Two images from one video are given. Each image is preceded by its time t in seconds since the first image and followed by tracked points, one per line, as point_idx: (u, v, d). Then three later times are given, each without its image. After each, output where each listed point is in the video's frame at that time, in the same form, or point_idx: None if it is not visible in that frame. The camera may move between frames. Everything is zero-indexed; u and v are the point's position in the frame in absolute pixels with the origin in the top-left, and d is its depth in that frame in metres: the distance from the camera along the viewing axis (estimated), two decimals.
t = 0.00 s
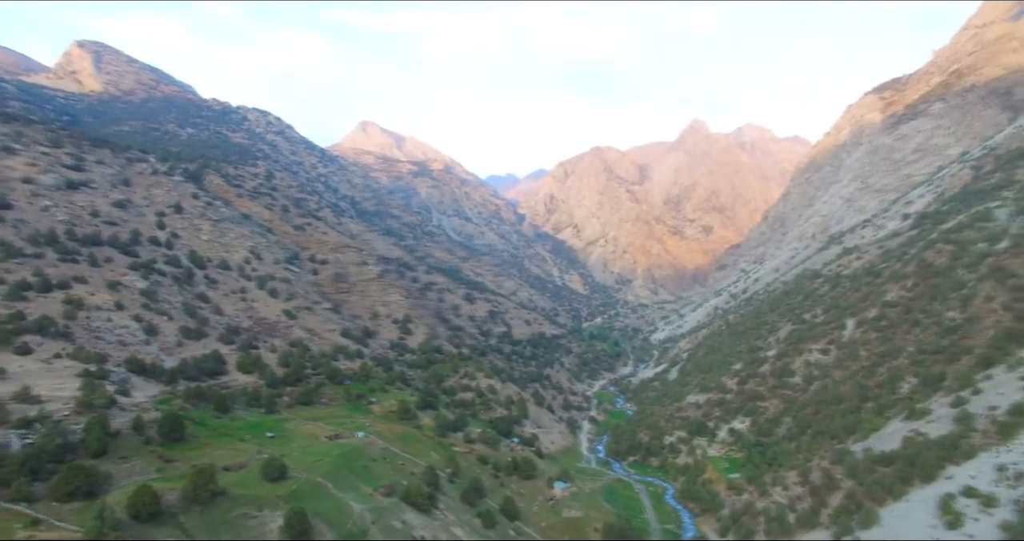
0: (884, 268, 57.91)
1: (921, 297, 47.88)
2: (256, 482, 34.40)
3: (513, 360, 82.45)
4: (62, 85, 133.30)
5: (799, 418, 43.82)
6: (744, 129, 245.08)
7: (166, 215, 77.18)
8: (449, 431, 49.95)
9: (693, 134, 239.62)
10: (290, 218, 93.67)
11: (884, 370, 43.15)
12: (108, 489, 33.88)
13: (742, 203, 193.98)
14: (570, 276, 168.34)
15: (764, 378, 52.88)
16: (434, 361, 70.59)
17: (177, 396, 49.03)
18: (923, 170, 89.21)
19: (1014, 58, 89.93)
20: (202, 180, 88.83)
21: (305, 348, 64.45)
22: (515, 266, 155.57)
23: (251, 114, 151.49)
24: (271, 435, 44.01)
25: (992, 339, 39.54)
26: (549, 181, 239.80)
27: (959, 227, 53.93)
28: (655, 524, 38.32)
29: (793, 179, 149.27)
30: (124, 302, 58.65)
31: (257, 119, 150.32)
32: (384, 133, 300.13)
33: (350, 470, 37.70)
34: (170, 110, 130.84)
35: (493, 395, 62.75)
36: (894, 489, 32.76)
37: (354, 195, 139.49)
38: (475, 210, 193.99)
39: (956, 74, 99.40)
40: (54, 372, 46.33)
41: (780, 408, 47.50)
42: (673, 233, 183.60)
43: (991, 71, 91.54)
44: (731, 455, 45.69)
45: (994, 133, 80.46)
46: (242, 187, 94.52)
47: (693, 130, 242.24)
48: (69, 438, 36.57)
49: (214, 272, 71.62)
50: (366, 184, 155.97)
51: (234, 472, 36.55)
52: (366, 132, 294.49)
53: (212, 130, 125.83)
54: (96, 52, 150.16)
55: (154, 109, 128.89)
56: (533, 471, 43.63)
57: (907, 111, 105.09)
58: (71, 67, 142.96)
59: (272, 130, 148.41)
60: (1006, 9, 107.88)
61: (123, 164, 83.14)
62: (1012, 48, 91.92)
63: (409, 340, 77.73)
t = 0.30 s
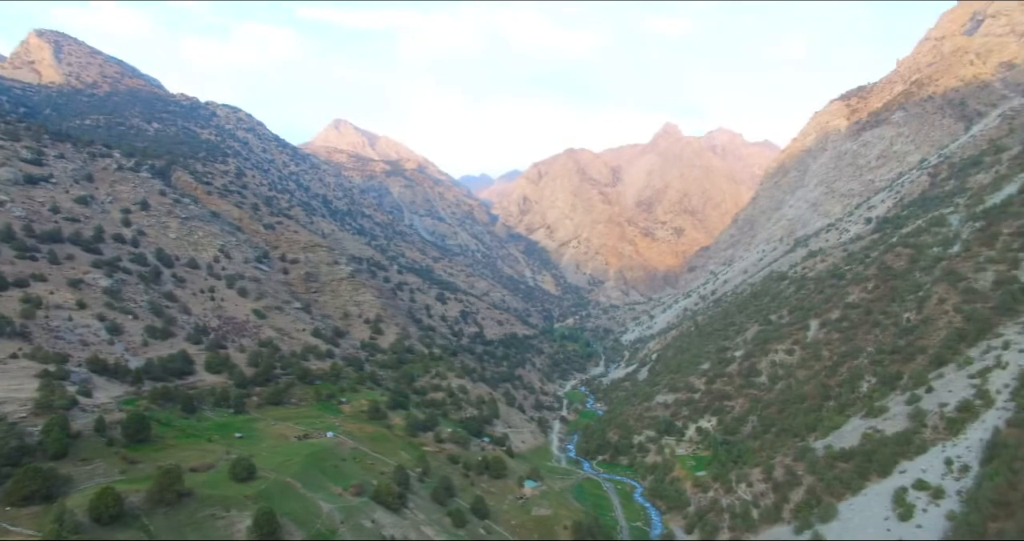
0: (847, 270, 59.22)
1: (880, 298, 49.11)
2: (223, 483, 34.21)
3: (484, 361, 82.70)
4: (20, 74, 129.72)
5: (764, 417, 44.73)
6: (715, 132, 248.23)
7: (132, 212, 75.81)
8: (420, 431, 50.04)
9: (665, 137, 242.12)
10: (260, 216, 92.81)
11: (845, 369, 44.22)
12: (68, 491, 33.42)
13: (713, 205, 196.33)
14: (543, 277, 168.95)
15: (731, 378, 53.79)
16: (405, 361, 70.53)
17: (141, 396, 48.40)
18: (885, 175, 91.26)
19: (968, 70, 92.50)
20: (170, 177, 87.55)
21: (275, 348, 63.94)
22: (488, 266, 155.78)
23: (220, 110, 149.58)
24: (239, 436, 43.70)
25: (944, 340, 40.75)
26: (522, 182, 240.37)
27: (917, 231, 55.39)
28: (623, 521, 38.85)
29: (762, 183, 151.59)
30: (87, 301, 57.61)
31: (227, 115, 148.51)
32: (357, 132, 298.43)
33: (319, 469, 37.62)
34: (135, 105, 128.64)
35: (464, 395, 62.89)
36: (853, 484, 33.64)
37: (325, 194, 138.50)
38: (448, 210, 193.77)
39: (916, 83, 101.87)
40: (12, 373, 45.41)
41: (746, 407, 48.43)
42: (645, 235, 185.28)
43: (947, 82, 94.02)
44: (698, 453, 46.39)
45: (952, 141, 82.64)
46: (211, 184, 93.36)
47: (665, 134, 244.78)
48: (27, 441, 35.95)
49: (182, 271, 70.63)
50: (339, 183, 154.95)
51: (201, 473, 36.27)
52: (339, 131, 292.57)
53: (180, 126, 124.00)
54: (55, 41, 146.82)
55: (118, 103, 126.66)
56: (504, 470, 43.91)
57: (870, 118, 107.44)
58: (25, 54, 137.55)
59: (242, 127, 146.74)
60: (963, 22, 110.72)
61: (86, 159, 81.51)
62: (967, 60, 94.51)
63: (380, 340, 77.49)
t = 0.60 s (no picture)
0: (809, 273, 60.53)
1: (840, 301, 50.34)
2: (187, 484, 33.85)
3: (454, 361, 82.80)
4: None
5: (728, 416, 45.55)
6: (684, 136, 251.17)
7: (92, 208, 74.06)
8: (388, 431, 49.99)
9: (636, 140, 244.32)
10: (226, 214, 91.69)
11: (806, 369, 45.29)
12: (23, 496, 32.71)
13: (682, 208, 198.59)
14: (513, 278, 169.33)
15: (697, 378, 54.61)
16: (374, 361, 70.28)
17: (100, 397, 47.49)
18: (847, 181, 93.33)
19: (923, 81, 95.10)
20: (132, 173, 85.89)
21: (241, 348, 63.26)
22: (458, 267, 155.72)
23: (186, 105, 147.22)
24: (203, 436, 43.20)
25: (897, 340, 41.90)
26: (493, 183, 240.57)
27: (874, 236, 56.89)
28: (591, 519, 39.23)
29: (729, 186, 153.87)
30: (44, 300, 56.26)
31: (193, 111, 146.26)
32: (327, 130, 296.18)
33: (286, 470, 37.40)
34: (95, 98, 125.93)
35: (433, 396, 62.99)
36: (811, 480, 34.45)
37: (294, 192, 137.20)
38: (419, 210, 193.15)
39: (875, 93, 104.43)
40: None
41: (711, 406, 49.26)
42: (615, 237, 186.72)
43: (903, 92, 96.52)
44: (664, 452, 47.02)
45: (909, 149, 84.99)
46: (176, 181, 91.88)
47: (636, 136, 247.01)
48: None
49: (145, 269, 69.31)
50: (308, 181, 153.60)
51: (164, 474, 35.80)
52: (308, 128, 290.06)
53: (143, 121, 121.70)
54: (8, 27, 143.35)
55: (77, 95, 123.87)
56: (472, 469, 44.06)
57: (833, 125, 109.83)
58: None
59: (209, 123, 144.64)
60: (919, 34, 113.67)
61: (41, 153, 79.52)
62: (921, 72, 97.15)
63: (349, 340, 77.09)
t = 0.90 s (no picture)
0: (776, 274, 61.65)
1: (805, 302, 51.43)
2: (153, 485, 33.56)
3: (426, 360, 82.84)
4: None
5: (696, 414, 46.28)
6: (656, 138, 253.50)
7: (52, 204, 71.65)
8: (359, 430, 49.91)
9: (609, 141, 245.94)
10: (194, 211, 90.54)
11: (771, 368, 46.25)
12: None
13: (654, 209, 200.41)
14: (485, 278, 169.50)
15: (666, 377, 55.33)
16: (345, 361, 69.96)
17: (61, 398, 46.64)
18: (813, 186, 95.12)
19: (885, 90, 97.30)
20: (96, 167, 84.04)
21: (209, 348, 62.58)
22: (431, 266, 155.44)
23: (153, 100, 144.71)
24: (169, 437, 42.76)
25: (858, 340, 42.99)
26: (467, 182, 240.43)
27: (838, 239, 58.19)
28: (561, 517, 39.58)
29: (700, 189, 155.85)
30: (3, 298, 54.90)
31: (160, 105, 143.86)
32: (299, 127, 293.32)
33: (255, 469, 37.24)
34: (56, 89, 123.18)
35: (405, 395, 63.02)
36: (775, 476, 35.24)
37: (264, 190, 135.73)
38: (391, 209, 192.41)
39: (840, 99, 106.65)
40: None
41: (680, 405, 49.99)
42: (587, 238, 187.87)
43: (866, 100, 98.71)
44: (633, 450, 47.59)
45: (872, 156, 87.03)
46: (142, 177, 90.35)
47: (609, 138, 248.60)
48: None
49: (109, 267, 67.37)
50: (278, 179, 152.07)
51: (128, 476, 35.42)
52: (280, 125, 286.88)
53: (108, 115, 119.37)
54: None
55: (37, 86, 121.01)
56: (444, 468, 44.24)
57: (800, 130, 111.90)
58: None
59: (177, 118, 142.39)
60: (881, 45, 116.06)
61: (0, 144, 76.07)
62: (883, 81, 99.45)
63: (320, 339, 76.67)
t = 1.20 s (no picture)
0: (750, 275, 62.47)
1: (777, 302, 52.24)
2: (123, 487, 33.21)
3: (402, 360, 82.73)
4: None
5: (671, 414, 46.79)
6: (634, 140, 255.23)
7: (17, 200, 68.21)
8: (335, 430, 49.72)
9: (587, 142, 247.13)
10: (168, 209, 89.57)
11: (744, 368, 46.93)
12: None
13: (631, 211, 201.75)
14: (463, 278, 169.42)
15: (642, 377, 55.82)
16: (321, 360, 69.62)
17: (26, 399, 45.74)
18: (786, 189, 96.52)
19: (855, 96, 99.00)
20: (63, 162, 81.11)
21: (183, 347, 61.94)
22: (408, 266, 155.00)
23: (125, 94, 142.40)
24: (140, 438, 42.28)
25: (828, 341, 43.78)
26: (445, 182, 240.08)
27: (809, 241, 59.14)
28: (537, 516, 39.73)
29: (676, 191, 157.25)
30: None
31: (132, 100, 141.62)
32: (275, 124, 290.72)
33: (229, 470, 36.99)
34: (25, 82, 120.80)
35: (381, 395, 62.98)
36: (747, 473, 35.77)
37: (240, 188, 134.38)
38: (369, 209, 191.64)
39: (813, 104, 108.35)
40: None
41: (655, 404, 50.44)
42: (565, 238, 188.62)
43: (838, 106, 100.42)
44: (609, 449, 47.93)
45: (843, 160, 88.58)
46: (113, 173, 88.92)
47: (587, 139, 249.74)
48: None
49: (78, 264, 65.25)
50: (254, 176, 150.56)
51: (98, 477, 34.98)
52: (256, 122, 284.06)
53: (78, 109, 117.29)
54: None
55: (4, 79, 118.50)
56: (420, 468, 44.30)
57: (774, 134, 113.48)
58: None
59: (149, 113, 140.24)
60: (852, 52, 117.93)
61: None
62: (854, 88, 101.26)
63: (296, 338, 76.24)
